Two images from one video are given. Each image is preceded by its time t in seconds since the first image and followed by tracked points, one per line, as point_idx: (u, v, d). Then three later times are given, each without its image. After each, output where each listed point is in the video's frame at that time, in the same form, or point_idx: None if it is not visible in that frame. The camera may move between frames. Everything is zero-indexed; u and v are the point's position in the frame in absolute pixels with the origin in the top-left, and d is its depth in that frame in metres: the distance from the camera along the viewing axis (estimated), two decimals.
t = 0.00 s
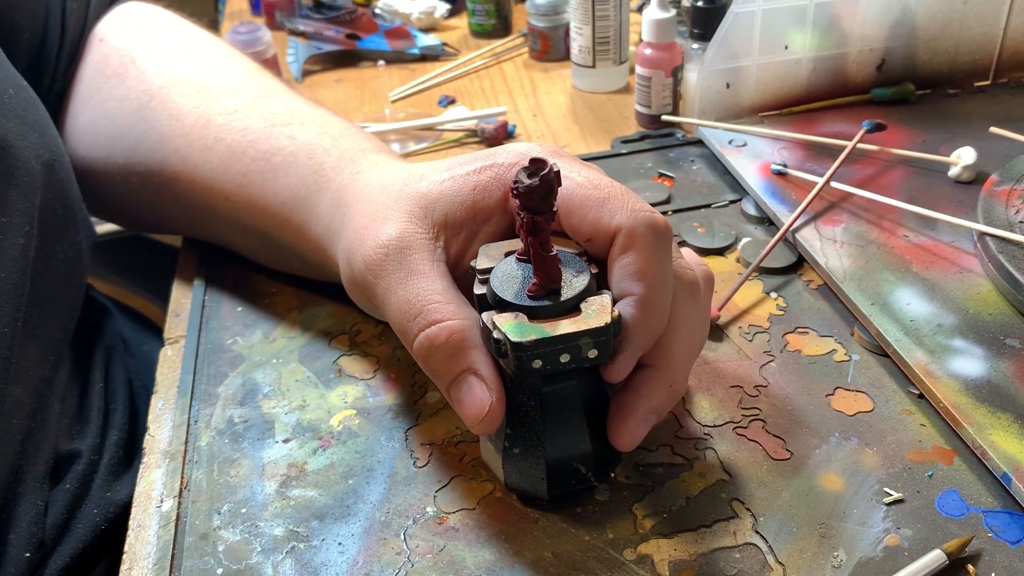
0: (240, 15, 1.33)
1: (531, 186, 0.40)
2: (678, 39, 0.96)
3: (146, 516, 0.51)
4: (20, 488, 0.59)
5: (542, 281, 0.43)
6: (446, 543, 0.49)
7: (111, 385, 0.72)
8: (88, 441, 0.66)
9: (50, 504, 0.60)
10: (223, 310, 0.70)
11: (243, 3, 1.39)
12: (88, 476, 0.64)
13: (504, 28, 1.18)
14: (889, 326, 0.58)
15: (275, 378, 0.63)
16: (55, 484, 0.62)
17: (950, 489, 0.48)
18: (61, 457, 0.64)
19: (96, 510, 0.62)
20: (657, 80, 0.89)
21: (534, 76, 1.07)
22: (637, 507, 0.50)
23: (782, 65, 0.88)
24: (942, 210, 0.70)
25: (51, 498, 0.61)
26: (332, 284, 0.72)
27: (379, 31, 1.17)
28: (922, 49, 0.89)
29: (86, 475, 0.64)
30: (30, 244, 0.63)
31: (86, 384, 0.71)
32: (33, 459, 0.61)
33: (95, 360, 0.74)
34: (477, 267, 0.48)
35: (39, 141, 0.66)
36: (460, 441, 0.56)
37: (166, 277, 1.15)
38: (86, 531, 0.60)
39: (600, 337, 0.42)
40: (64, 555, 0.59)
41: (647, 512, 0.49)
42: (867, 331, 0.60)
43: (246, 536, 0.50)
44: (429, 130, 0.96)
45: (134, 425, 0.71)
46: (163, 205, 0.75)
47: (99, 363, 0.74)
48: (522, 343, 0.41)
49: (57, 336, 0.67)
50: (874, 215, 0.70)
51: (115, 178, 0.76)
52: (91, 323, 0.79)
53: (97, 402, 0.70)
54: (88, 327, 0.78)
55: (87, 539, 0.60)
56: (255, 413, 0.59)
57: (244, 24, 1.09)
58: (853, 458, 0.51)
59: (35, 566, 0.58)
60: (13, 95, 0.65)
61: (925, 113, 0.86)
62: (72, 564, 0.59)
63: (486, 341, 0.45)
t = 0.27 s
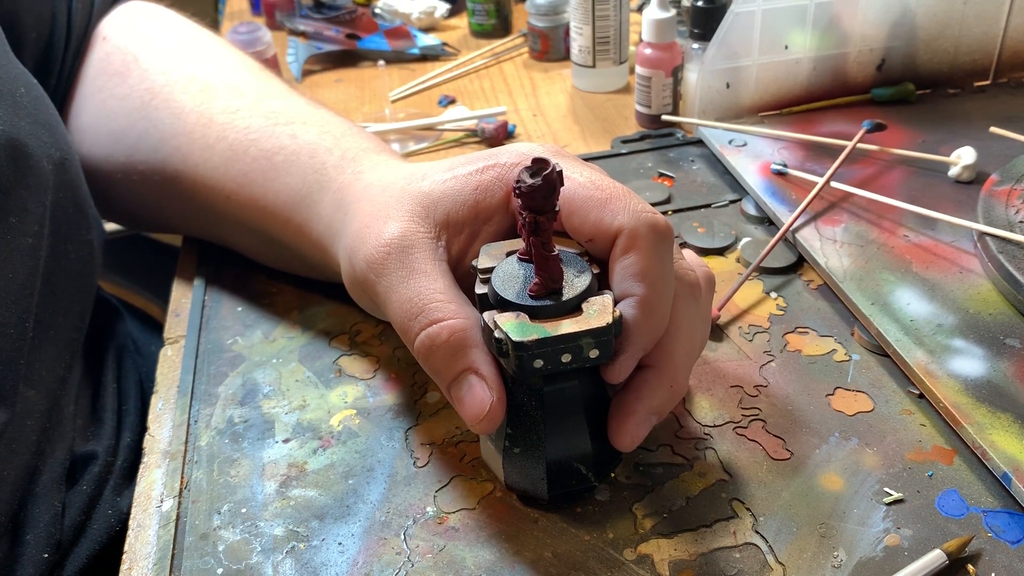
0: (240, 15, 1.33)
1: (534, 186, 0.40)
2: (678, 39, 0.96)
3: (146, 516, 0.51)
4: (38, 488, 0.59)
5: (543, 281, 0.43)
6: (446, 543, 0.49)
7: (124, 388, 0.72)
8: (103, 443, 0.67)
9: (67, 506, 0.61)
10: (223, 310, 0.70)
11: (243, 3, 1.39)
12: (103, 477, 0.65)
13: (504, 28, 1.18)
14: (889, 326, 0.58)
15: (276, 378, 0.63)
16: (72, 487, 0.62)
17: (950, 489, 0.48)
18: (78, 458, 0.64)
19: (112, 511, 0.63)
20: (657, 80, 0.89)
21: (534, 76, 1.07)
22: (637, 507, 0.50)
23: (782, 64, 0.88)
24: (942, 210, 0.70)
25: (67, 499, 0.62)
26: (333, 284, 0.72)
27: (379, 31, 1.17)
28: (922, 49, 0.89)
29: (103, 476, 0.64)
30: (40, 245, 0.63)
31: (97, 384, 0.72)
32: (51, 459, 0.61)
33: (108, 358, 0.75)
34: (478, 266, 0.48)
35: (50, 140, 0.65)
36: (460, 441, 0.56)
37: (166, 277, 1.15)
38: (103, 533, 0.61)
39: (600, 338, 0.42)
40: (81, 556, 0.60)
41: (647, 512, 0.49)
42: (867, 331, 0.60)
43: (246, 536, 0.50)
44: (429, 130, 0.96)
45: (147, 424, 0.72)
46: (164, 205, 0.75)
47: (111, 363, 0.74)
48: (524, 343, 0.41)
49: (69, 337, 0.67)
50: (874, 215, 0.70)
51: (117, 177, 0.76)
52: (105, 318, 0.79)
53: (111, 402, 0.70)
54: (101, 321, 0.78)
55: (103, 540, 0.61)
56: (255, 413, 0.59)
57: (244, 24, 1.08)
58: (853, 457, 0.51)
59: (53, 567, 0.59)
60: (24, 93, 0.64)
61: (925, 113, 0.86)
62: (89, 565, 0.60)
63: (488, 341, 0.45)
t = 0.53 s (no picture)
0: (240, 15, 1.33)
1: (535, 186, 0.40)
2: (678, 39, 0.96)
3: (146, 516, 0.51)
4: (43, 491, 0.59)
5: (544, 281, 0.43)
6: (446, 543, 0.49)
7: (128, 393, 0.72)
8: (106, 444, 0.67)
9: (71, 508, 0.61)
10: (223, 310, 0.70)
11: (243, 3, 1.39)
12: (107, 480, 0.64)
13: (504, 28, 1.18)
14: (889, 326, 0.58)
15: (276, 378, 0.63)
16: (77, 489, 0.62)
17: (950, 489, 0.48)
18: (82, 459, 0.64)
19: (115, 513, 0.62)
20: (657, 80, 0.89)
21: (534, 76, 1.07)
22: (637, 507, 0.50)
23: (782, 64, 0.88)
24: (942, 210, 0.70)
25: (71, 501, 0.62)
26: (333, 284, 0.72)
27: (379, 31, 1.18)
28: (922, 49, 0.89)
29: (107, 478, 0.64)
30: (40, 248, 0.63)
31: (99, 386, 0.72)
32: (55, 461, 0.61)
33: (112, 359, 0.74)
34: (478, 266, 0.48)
35: (53, 144, 0.65)
36: (459, 441, 0.56)
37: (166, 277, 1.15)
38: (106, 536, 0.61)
39: (601, 338, 0.42)
40: (85, 559, 0.59)
41: (647, 512, 0.49)
42: (867, 331, 0.60)
43: (246, 536, 0.50)
44: (429, 130, 0.96)
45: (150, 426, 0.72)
46: (164, 206, 0.75)
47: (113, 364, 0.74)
48: (524, 343, 0.41)
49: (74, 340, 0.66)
50: (874, 215, 0.70)
51: (117, 178, 0.76)
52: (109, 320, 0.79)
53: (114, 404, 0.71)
54: (104, 323, 0.78)
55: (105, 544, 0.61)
56: (255, 413, 0.59)
57: (244, 24, 1.09)
58: (853, 457, 0.51)
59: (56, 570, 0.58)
60: (28, 96, 0.64)
61: (925, 113, 0.86)
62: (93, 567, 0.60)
63: (488, 340, 0.45)
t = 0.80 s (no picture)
0: (239, 15, 1.33)
1: (541, 184, 0.40)
2: (678, 39, 0.96)
3: (146, 516, 0.51)
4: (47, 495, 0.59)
5: (549, 280, 0.43)
6: (446, 543, 0.49)
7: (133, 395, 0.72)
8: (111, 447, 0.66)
9: (76, 513, 0.61)
10: (223, 310, 0.70)
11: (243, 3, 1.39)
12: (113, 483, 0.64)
13: (504, 28, 1.18)
14: (889, 326, 0.58)
15: (276, 378, 0.63)
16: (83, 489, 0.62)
17: (950, 489, 0.48)
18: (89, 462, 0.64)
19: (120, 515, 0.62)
20: (657, 80, 0.89)
21: (534, 76, 1.07)
22: (637, 507, 0.50)
23: (782, 64, 0.88)
24: (942, 210, 0.70)
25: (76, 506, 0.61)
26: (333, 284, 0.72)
27: (379, 31, 1.18)
28: (922, 49, 0.89)
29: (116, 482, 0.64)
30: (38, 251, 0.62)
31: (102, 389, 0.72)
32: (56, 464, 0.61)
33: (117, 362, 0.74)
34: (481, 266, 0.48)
35: (57, 149, 0.65)
36: (459, 441, 0.56)
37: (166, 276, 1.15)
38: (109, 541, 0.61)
39: (606, 337, 0.42)
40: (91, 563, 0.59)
41: (647, 512, 0.49)
42: (868, 331, 0.60)
43: (246, 536, 0.50)
44: (429, 130, 0.97)
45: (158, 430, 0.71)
46: (164, 206, 0.75)
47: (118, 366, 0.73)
48: (528, 342, 0.41)
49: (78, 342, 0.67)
50: (874, 215, 0.70)
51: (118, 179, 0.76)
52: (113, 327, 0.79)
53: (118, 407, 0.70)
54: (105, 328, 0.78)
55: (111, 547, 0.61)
56: (255, 413, 0.59)
57: (245, 24, 1.09)
58: (853, 457, 0.51)
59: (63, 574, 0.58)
60: (32, 102, 0.64)
61: (925, 113, 0.86)
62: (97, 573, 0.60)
63: (492, 339, 0.45)
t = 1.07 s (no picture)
0: (240, 15, 1.33)
1: (535, 189, 0.40)
2: (678, 39, 0.96)
3: (146, 516, 0.51)
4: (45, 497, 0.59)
5: (545, 283, 0.43)
6: (446, 543, 0.49)
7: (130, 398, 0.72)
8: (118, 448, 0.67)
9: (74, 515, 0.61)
10: (223, 310, 0.70)
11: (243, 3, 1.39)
12: (109, 485, 0.65)
13: (504, 28, 1.18)
14: (889, 326, 0.58)
15: (276, 378, 0.63)
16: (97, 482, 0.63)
17: (950, 489, 0.48)
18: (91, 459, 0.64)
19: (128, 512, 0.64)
20: (657, 80, 0.89)
21: (534, 76, 1.07)
22: (637, 507, 0.50)
23: (782, 64, 0.88)
24: (942, 210, 0.70)
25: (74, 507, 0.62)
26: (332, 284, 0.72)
27: (379, 31, 1.18)
28: (922, 49, 0.89)
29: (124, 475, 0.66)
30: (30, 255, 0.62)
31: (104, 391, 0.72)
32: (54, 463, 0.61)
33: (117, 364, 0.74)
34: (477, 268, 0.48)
35: (53, 158, 0.65)
36: (459, 441, 0.56)
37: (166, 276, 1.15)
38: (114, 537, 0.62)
39: (603, 340, 0.42)
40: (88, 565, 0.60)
41: (647, 512, 0.49)
42: (867, 331, 0.60)
43: (246, 536, 0.50)
44: (429, 130, 0.97)
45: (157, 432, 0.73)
46: (162, 208, 0.76)
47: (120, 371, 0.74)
48: (525, 347, 0.41)
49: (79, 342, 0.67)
50: (874, 215, 0.70)
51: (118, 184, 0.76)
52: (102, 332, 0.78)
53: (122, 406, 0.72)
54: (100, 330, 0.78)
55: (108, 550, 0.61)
56: (255, 413, 0.59)
57: (245, 24, 1.09)
58: (853, 458, 0.51)
59: None
60: (29, 110, 0.64)
61: (925, 112, 0.86)
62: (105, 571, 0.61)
63: (488, 342, 0.45)
